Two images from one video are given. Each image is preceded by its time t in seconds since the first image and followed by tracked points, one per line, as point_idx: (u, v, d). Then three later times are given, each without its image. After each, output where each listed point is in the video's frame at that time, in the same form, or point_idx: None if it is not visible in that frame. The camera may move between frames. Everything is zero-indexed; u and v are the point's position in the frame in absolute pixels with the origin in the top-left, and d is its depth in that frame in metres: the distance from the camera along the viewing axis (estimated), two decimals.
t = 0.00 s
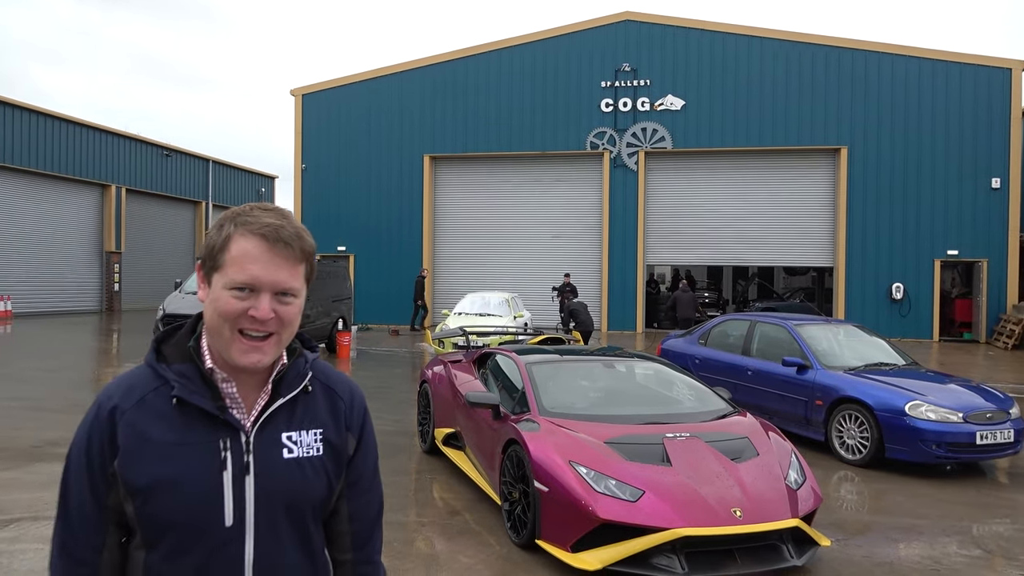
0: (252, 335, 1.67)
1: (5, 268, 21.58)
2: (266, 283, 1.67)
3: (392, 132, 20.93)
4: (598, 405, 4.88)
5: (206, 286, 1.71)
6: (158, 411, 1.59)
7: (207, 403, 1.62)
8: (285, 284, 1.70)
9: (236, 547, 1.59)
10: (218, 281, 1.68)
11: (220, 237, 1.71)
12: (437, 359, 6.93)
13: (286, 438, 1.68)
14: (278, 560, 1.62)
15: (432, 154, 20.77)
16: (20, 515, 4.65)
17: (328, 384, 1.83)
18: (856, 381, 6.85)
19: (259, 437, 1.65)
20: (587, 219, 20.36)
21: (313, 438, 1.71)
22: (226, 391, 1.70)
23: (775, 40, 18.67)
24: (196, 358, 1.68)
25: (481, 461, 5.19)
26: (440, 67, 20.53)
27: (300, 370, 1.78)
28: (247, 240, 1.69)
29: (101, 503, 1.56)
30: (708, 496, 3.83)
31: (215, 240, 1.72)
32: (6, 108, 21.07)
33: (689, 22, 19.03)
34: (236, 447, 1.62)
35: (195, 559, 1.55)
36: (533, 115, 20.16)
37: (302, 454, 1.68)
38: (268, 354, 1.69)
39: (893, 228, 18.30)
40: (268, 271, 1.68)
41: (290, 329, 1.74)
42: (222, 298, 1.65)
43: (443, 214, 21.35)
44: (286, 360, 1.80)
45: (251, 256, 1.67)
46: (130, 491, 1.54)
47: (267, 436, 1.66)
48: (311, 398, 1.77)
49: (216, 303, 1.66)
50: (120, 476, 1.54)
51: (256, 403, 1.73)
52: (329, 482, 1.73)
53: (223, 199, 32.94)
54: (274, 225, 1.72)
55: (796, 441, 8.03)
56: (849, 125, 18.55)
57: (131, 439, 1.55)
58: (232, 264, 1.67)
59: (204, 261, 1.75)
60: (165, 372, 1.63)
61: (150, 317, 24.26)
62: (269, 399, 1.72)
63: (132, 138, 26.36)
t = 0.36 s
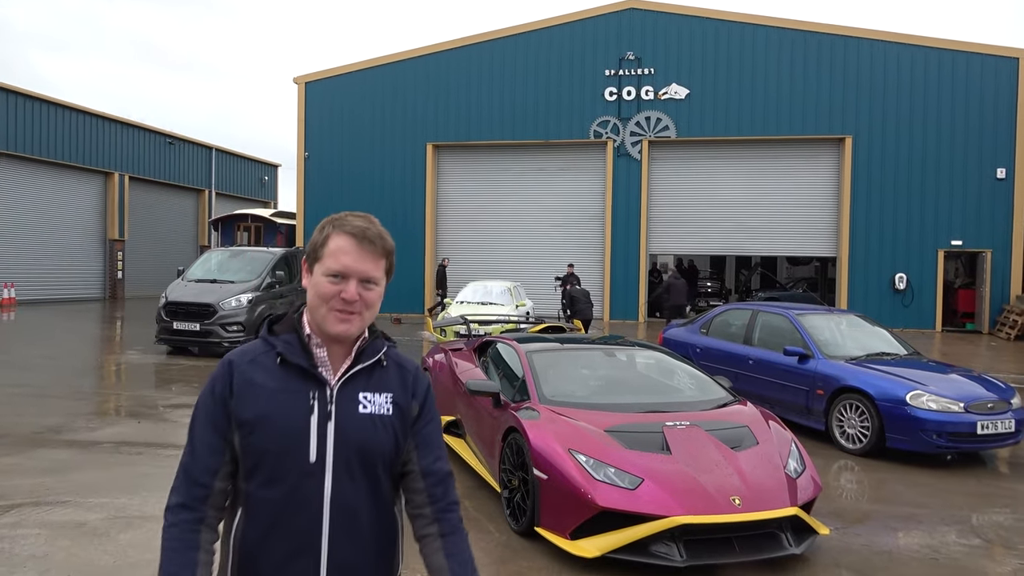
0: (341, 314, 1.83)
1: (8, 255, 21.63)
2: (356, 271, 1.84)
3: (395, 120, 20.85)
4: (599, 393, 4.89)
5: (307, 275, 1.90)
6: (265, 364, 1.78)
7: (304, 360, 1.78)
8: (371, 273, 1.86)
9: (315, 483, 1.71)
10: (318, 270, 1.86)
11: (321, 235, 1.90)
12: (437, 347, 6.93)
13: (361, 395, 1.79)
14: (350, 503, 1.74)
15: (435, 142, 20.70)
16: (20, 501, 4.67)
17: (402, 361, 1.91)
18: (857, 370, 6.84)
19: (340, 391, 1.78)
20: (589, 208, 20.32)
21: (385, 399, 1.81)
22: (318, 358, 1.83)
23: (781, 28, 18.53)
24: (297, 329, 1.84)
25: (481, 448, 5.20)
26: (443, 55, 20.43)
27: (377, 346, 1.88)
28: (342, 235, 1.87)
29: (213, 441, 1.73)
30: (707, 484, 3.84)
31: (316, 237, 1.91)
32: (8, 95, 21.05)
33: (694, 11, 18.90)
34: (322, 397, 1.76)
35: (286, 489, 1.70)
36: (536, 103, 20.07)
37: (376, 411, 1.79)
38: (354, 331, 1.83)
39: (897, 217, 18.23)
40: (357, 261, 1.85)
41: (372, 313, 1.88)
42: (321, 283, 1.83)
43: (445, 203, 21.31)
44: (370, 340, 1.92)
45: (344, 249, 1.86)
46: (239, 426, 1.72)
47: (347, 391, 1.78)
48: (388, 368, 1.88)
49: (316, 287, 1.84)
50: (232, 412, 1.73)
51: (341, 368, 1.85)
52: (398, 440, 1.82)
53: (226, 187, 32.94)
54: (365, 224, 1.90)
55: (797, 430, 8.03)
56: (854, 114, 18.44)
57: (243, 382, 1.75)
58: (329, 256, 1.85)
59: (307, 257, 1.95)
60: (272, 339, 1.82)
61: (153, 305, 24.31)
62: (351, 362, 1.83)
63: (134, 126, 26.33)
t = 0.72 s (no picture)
0: (335, 251, 2.01)
1: None
2: (347, 213, 2.03)
3: (379, 86, 20.48)
4: (587, 360, 4.85)
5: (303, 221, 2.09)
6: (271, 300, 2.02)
7: (305, 295, 2.03)
8: (359, 213, 2.04)
9: (315, 404, 1.93)
10: (311, 214, 2.05)
11: (313, 183, 2.09)
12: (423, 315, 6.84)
13: (357, 327, 2.00)
14: (348, 421, 1.95)
15: (421, 108, 20.37)
16: None
17: (394, 300, 2.12)
18: (844, 338, 6.84)
19: (337, 321, 2.00)
20: (577, 176, 20.15)
21: (379, 330, 2.03)
22: (317, 295, 2.05)
23: None
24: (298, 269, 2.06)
25: (468, 416, 5.16)
26: (429, 19, 20.01)
27: (370, 285, 2.09)
28: (333, 181, 2.06)
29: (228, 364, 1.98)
30: (696, 452, 3.81)
31: (309, 186, 2.10)
32: None
33: None
34: (322, 326, 1.99)
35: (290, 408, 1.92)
36: (524, 69, 19.75)
37: (371, 340, 2.01)
38: (348, 267, 2.03)
39: (884, 186, 18.22)
40: (347, 203, 2.04)
41: (364, 251, 2.07)
42: (314, 226, 2.02)
43: (431, 171, 21.04)
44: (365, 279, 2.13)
45: (335, 194, 2.04)
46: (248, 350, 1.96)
47: (343, 322, 2.00)
48: (383, 302, 2.10)
49: (310, 230, 2.03)
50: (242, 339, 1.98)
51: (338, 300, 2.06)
52: (393, 365, 2.03)
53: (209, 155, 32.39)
54: (353, 170, 2.08)
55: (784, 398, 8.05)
56: (843, 82, 18.29)
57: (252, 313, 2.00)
58: (321, 201, 2.04)
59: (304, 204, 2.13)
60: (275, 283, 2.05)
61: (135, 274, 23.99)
62: (348, 298, 2.05)
63: (113, 91, 25.73)
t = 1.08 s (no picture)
0: (298, 232, 2.01)
1: None
2: (306, 193, 2.02)
3: (372, 55, 20.10)
4: (584, 336, 4.74)
5: (265, 203, 2.08)
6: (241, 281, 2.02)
7: (274, 276, 2.01)
8: (318, 193, 2.03)
9: (294, 381, 1.95)
10: (273, 197, 2.04)
11: (271, 165, 2.07)
12: (417, 289, 6.71)
13: (326, 304, 2.00)
14: (326, 392, 1.97)
15: (415, 79, 20.02)
16: None
17: (361, 269, 2.10)
18: (845, 314, 6.75)
19: (306, 301, 1.99)
20: (573, 149, 19.92)
21: (347, 306, 2.02)
22: (286, 275, 2.04)
23: None
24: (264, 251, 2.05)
25: (463, 393, 5.05)
26: None
27: (337, 258, 2.08)
28: (290, 163, 2.04)
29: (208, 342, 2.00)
30: (698, 432, 3.72)
31: (266, 169, 2.08)
32: None
33: None
34: (292, 306, 1.98)
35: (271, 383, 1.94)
36: (520, 39, 19.40)
37: (340, 316, 2.00)
38: (312, 246, 2.02)
39: (882, 161, 18.07)
40: (306, 183, 2.03)
41: (327, 228, 2.07)
42: (277, 208, 2.01)
43: (426, 143, 20.75)
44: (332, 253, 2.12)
45: (294, 175, 2.03)
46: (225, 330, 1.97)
47: (313, 301, 1.99)
48: (350, 273, 2.08)
49: (273, 212, 2.02)
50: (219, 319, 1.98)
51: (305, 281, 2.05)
52: (364, 338, 2.01)
53: (200, 126, 31.92)
54: (309, 151, 2.07)
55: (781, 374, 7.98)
56: (843, 54, 18.03)
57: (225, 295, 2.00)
58: (281, 182, 2.03)
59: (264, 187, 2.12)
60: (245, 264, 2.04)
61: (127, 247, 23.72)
62: (315, 276, 2.04)
63: (100, 61, 25.22)
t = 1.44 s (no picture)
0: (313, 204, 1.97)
1: None
2: (322, 163, 1.98)
3: (366, 40, 19.82)
4: (585, 327, 4.61)
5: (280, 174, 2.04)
6: (257, 258, 1.98)
7: (290, 250, 1.98)
8: (334, 164, 1.99)
9: (316, 352, 1.94)
10: (288, 167, 2.00)
11: (287, 137, 2.03)
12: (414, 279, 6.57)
13: (343, 277, 1.99)
14: (346, 363, 1.97)
15: (409, 65, 19.76)
16: None
17: (375, 244, 2.09)
18: (848, 304, 6.64)
19: (325, 274, 1.98)
20: (569, 137, 19.74)
21: (364, 278, 2.02)
22: (302, 248, 2.01)
23: None
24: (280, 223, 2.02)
25: (461, 385, 4.92)
26: None
27: (352, 233, 2.06)
28: (308, 133, 2.00)
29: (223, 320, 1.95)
30: (704, 427, 3.60)
31: (283, 140, 2.04)
32: None
33: None
34: (312, 280, 1.97)
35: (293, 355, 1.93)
36: (516, 24, 19.15)
37: (357, 288, 2.00)
38: (328, 218, 1.99)
39: (880, 149, 17.94)
40: (323, 152, 1.98)
41: (342, 201, 2.03)
42: (292, 178, 1.97)
43: (420, 130, 20.51)
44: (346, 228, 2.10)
45: (311, 145, 1.99)
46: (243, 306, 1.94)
47: (331, 274, 1.98)
48: (363, 250, 2.07)
49: (288, 182, 1.98)
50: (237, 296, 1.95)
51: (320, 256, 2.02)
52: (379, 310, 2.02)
53: (192, 112, 31.57)
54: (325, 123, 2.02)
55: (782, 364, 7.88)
56: (842, 41, 17.87)
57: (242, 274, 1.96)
58: (297, 151, 1.99)
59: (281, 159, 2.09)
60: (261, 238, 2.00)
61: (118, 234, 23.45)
62: (331, 249, 2.02)
63: (89, 45, 24.84)
